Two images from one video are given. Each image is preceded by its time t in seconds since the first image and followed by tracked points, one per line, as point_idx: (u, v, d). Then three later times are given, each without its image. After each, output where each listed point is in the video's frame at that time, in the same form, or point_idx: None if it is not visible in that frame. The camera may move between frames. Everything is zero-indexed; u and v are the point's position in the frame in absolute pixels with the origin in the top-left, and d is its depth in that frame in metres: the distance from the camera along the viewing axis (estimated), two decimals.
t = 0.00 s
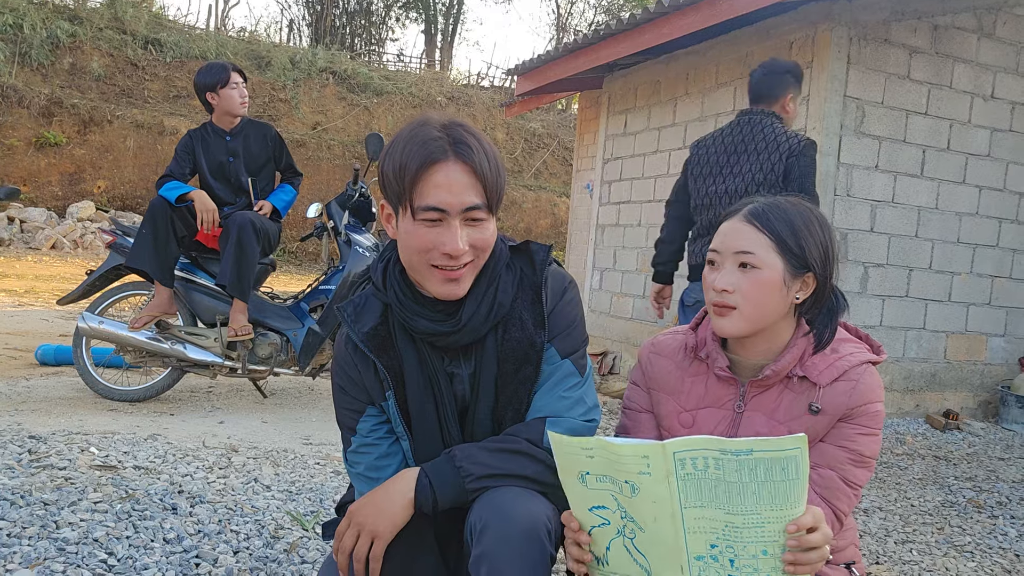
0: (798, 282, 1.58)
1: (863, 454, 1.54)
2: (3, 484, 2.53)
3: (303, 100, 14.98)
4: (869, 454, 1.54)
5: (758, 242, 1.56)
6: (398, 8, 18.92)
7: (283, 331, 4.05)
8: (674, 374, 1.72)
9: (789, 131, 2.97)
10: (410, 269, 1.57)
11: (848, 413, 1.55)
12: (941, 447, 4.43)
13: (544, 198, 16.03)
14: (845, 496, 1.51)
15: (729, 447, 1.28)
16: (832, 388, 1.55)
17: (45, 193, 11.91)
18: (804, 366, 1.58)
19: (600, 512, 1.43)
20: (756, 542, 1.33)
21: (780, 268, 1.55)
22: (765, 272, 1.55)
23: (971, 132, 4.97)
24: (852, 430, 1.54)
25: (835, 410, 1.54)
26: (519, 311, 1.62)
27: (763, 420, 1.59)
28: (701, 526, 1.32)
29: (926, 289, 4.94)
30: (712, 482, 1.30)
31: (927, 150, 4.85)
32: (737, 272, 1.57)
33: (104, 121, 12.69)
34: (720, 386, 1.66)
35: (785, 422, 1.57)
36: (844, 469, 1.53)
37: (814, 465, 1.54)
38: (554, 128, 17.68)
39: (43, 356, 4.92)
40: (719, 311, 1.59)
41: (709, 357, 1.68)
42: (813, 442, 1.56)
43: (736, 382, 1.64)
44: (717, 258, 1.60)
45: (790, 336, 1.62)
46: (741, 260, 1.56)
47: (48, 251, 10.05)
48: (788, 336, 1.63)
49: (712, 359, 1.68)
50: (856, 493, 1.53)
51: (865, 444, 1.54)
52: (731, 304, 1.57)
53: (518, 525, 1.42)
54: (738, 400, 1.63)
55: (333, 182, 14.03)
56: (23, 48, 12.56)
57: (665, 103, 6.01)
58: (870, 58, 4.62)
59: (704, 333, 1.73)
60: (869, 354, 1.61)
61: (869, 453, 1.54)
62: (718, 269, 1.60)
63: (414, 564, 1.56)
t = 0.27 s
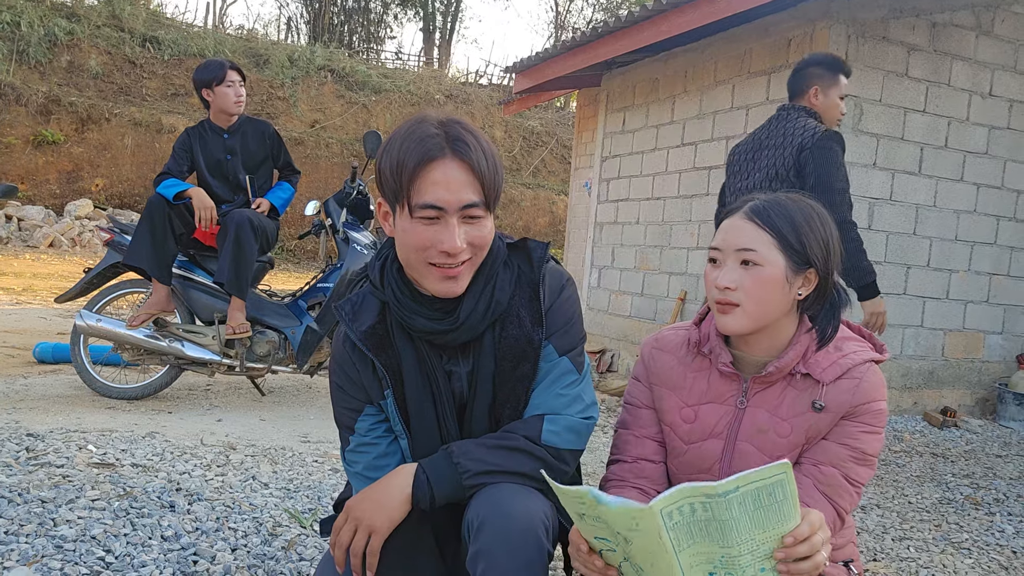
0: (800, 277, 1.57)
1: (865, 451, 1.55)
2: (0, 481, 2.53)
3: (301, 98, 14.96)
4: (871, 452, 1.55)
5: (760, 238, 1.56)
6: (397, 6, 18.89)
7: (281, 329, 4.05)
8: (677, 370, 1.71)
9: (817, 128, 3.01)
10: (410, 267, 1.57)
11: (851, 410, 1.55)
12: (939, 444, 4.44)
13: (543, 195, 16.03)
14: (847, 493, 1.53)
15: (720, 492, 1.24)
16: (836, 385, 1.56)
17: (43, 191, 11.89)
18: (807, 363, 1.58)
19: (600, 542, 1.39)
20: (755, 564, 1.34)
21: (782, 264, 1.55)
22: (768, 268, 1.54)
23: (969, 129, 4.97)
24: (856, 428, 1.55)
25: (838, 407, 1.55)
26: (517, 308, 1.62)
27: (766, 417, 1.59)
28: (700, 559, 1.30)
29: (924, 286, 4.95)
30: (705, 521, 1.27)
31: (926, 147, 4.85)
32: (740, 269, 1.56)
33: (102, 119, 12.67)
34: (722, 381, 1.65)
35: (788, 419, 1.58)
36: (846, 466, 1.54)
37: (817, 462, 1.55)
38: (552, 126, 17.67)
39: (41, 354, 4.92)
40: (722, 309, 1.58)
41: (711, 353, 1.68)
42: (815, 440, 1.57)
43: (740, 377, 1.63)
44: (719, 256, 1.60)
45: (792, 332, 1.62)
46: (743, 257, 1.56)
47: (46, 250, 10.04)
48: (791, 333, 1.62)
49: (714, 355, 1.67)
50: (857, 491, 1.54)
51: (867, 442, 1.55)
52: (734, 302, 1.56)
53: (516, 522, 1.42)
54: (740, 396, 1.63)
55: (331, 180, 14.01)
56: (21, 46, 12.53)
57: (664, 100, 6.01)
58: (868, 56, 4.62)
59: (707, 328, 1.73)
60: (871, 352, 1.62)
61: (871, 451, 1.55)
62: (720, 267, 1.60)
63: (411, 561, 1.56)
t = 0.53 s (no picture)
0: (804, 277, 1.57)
1: (866, 450, 1.55)
2: None
3: (299, 98, 14.95)
4: (872, 451, 1.55)
5: (766, 242, 1.55)
6: (395, 5, 18.87)
7: (280, 328, 4.05)
8: (678, 369, 1.72)
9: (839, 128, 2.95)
10: (411, 269, 1.57)
11: (852, 409, 1.56)
12: (937, 442, 4.44)
13: (541, 194, 16.03)
14: (848, 492, 1.53)
15: (732, 450, 1.31)
16: (837, 384, 1.56)
17: (41, 191, 11.88)
18: (809, 362, 1.59)
19: (601, 505, 1.44)
20: (749, 548, 1.35)
21: (787, 265, 1.55)
22: (774, 271, 1.54)
23: (967, 128, 4.98)
24: (857, 427, 1.55)
25: (839, 406, 1.55)
26: (518, 309, 1.62)
27: (767, 415, 1.59)
28: (699, 526, 1.34)
29: (922, 285, 4.96)
30: (712, 484, 1.32)
31: (924, 146, 4.86)
32: (746, 274, 1.55)
33: (100, 118, 12.65)
34: (723, 379, 1.66)
35: (788, 417, 1.58)
36: (847, 465, 1.54)
37: (818, 461, 1.55)
38: (551, 125, 17.67)
39: (39, 353, 4.91)
40: (730, 314, 1.57)
41: (712, 352, 1.68)
42: (817, 438, 1.57)
43: (740, 377, 1.64)
44: (723, 261, 1.58)
45: (795, 332, 1.61)
46: (749, 262, 1.55)
47: (44, 249, 10.03)
48: (794, 333, 1.61)
49: (715, 354, 1.68)
50: (858, 489, 1.54)
51: (868, 441, 1.55)
52: (742, 307, 1.55)
53: (516, 520, 1.42)
54: (740, 395, 1.63)
55: (329, 179, 14.01)
56: (18, 45, 12.51)
57: (662, 100, 6.00)
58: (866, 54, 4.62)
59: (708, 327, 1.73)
60: (872, 351, 1.62)
61: (872, 450, 1.55)
62: (725, 272, 1.58)
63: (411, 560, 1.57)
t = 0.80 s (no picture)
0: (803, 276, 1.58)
1: (865, 449, 1.54)
2: None
3: (298, 98, 14.94)
4: (870, 450, 1.55)
5: (767, 244, 1.54)
6: (393, 4, 18.87)
7: (279, 328, 4.05)
8: (676, 369, 1.73)
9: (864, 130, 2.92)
10: (412, 269, 1.57)
11: (850, 408, 1.55)
12: (936, 441, 4.45)
13: (540, 194, 16.03)
14: (847, 491, 1.52)
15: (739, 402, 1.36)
16: (835, 383, 1.56)
17: (39, 191, 11.87)
18: (807, 361, 1.59)
19: (613, 472, 1.44)
20: (750, 502, 1.37)
21: (787, 267, 1.54)
22: (776, 274, 1.53)
23: (965, 127, 4.98)
24: (855, 425, 1.55)
25: (837, 404, 1.55)
26: (518, 309, 1.63)
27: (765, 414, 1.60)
28: (704, 482, 1.37)
29: (921, 284, 4.96)
30: (717, 439, 1.36)
31: (922, 145, 4.86)
32: (747, 278, 1.54)
33: (98, 118, 12.64)
34: (722, 379, 1.67)
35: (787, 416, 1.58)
36: (846, 464, 1.53)
37: (817, 460, 1.55)
38: (550, 125, 17.68)
39: (38, 354, 4.91)
40: (732, 318, 1.57)
41: (710, 352, 1.69)
42: (815, 437, 1.57)
43: (738, 376, 1.65)
44: (723, 265, 1.57)
45: (793, 332, 1.62)
46: (750, 266, 1.54)
47: (43, 250, 10.02)
48: (792, 333, 1.62)
49: (713, 354, 1.69)
50: (857, 488, 1.53)
51: (866, 440, 1.55)
52: (745, 312, 1.55)
53: (516, 519, 1.42)
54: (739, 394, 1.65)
55: (328, 179, 14.00)
56: (17, 45, 12.51)
57: (661, 99, 6.01)
58: (865, 54, 4.62)
59: (706, 327, 1.73)
60: (870, 351, 1.62)
61: (871, 449, 1.55)
62: (725, 276, 1.57)
63: (411, 559, 1.57)
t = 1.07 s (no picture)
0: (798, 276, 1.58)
1: (861, 446, 1.54)
2: None
3: (297, 98, 14.94)
4: (867, 447, 1.54)
5: (762, 246, 1.54)
6: (392, 5, 18.87)
7: (278, 328, 4.05)
8: (671, 371, 1.73)
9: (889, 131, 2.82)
10: (408, 265, 1.56)
11: (845, 406, 1.55)
12: (935, 440, 4.45)
13: (539, 194, 16.04)
14: (844, 489, 1.51)
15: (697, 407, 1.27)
16: (830, 381, 1.57)
17: (38, 192, 11.86)
18: (801, 360, 1.60)
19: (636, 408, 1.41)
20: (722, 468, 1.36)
21: (783, 267, 1.55)
22: (771, 275, 1.53)
23: (964, 127, 4.99)
24: (850, 423, 1.55)
25: (833, 403, 1.55)
26: (515, 308, 1.63)
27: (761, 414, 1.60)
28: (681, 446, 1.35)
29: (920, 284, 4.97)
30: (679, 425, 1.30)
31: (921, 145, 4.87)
32: (742, 279, 1.54)
33: (97, 119, 12.63)
34: (717, 380, 1.67)
35: (783, 416, 1.58)
36: (842, 462, 1.52)
37: (813, 458, 1.53)
38: (549, 125, 17.69)
39: (37, 354, 4.91)
40: (728, 321, 1.57)
41: (705, 353, 1.70)
42: (811, 436, 1.57)
43: (734, 377, 1.65)
44: (718, 266, 1.56)
45: (788, 332, 1.62)
46: (746, 266, 1.54)
47: (42, 250, 10.02)
48: (787, 333, 1.62)
49: (708, 355, 1.69)
50: (854, 486, 1.53)
51: (863, 438, 1.54)
52: (741, 313, 1.55)
53: (513, 518, 1.42)
54: (734, 394, 1.65)
55: (327, 179, 13.99)
56: (16, 46, 12.51)
57: (660, 99, 6.01)
58: (863, 54, 4.63)
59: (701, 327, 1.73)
60: (864, 348, 1.62)
61: (867, 446, 1.54)
62: (720, 276, 1.57)
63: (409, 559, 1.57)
